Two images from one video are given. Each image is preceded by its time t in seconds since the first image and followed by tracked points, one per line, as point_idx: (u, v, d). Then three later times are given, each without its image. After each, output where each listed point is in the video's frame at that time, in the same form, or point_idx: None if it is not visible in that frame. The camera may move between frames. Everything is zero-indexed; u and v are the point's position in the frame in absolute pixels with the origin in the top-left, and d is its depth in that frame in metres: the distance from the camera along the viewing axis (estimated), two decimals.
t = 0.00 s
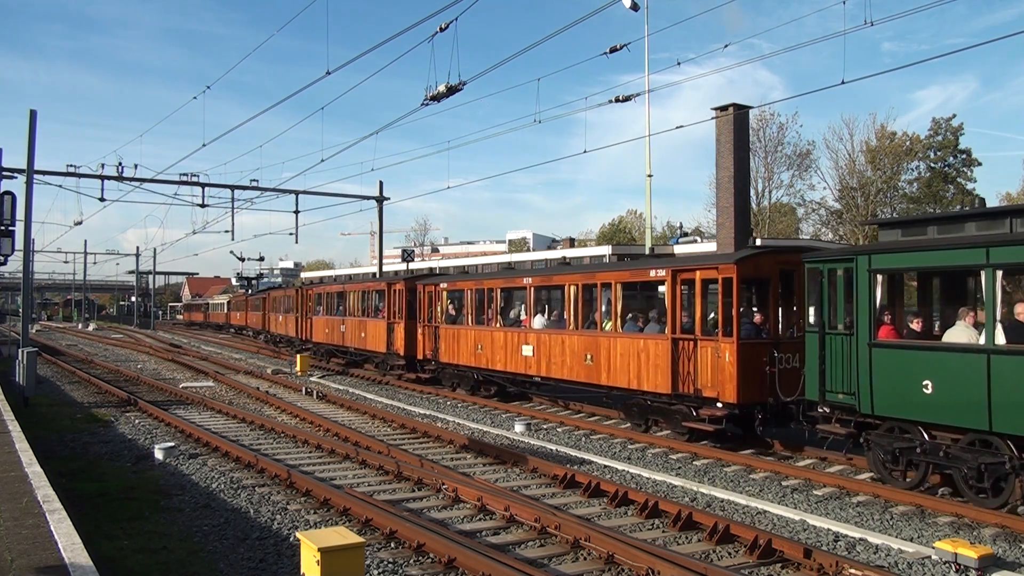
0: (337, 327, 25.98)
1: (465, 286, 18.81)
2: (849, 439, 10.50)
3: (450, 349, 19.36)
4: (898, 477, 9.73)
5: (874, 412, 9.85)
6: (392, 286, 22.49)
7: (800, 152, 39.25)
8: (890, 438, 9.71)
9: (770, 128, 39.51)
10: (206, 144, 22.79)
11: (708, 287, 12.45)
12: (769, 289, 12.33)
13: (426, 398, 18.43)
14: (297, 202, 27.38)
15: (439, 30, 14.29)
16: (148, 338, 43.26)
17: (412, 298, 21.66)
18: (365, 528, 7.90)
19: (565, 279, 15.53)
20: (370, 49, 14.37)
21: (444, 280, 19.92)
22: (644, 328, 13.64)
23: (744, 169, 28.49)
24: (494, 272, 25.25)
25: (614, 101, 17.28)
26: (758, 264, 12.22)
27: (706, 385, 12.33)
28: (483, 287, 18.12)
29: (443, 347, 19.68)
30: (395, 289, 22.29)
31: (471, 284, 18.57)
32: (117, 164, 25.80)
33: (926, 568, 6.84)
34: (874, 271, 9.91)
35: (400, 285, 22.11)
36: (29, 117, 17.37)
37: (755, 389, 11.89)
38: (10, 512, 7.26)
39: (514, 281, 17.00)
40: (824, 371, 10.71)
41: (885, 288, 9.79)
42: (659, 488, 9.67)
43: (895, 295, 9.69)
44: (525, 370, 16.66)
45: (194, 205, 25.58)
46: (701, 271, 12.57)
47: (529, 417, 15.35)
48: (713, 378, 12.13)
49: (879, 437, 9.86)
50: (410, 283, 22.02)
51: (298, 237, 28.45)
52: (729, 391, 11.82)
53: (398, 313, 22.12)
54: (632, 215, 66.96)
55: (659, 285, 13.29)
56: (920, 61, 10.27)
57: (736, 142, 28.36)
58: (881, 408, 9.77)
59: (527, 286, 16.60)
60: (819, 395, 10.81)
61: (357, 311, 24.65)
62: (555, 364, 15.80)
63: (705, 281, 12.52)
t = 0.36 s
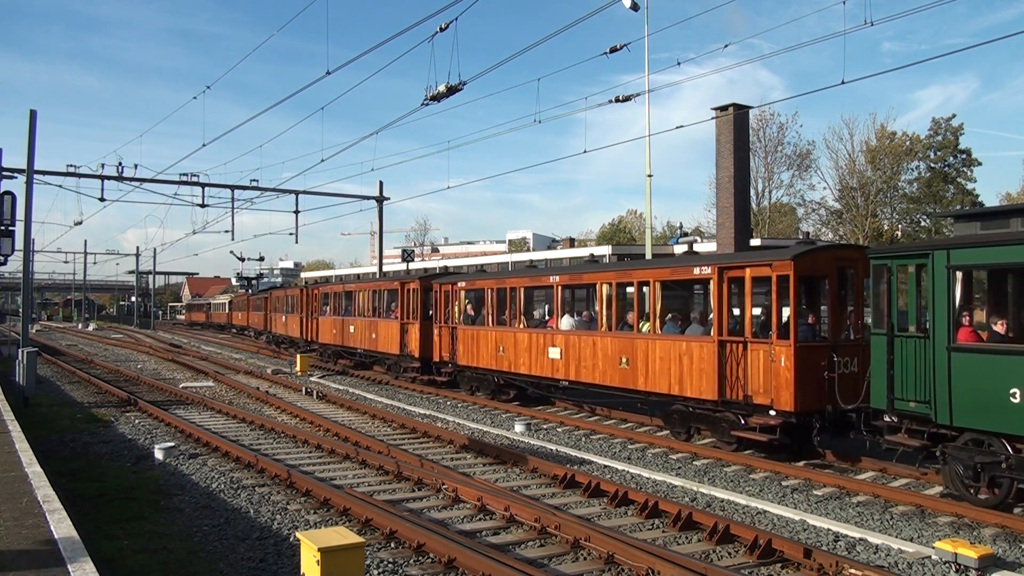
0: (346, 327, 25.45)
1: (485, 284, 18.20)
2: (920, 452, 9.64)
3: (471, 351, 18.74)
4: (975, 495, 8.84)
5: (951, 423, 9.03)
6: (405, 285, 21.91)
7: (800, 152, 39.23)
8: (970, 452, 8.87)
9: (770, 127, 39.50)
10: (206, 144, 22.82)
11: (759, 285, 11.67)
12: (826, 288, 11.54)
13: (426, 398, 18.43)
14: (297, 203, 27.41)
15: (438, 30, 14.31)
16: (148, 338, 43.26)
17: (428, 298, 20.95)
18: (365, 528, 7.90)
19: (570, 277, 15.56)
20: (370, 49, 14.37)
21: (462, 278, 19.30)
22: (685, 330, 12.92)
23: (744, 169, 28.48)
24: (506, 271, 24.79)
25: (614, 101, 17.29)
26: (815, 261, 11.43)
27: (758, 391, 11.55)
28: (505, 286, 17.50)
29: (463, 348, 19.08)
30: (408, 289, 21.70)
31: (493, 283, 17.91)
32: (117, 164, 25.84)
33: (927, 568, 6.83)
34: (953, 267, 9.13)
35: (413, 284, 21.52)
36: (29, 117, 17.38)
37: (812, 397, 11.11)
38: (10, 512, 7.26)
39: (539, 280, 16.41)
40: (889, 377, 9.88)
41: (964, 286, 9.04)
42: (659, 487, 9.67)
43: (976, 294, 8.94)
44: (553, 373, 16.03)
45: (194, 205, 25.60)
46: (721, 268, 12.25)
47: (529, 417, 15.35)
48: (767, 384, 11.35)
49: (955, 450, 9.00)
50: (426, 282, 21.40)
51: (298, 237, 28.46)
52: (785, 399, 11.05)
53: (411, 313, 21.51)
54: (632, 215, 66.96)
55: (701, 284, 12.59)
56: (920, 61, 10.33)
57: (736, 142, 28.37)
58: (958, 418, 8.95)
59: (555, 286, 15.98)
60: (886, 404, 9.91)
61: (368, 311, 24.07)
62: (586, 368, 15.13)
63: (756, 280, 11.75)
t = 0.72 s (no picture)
0: (355, 328, 24.70)
1: (507, 283, 17.32)
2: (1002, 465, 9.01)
3: (495, 354, 17.85)
4: None
5: None
6: (419, 284, 21.04)
7: (800, 152, 39.23)
8: None
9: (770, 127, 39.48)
10: (206, 144, 22.83)
11: (819, 284, 10.78)
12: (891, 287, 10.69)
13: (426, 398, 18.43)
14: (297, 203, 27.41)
15: (439, 30, 14.32)
16: (148, 338, 43.23)
17: (449, 297, 19.95)
18: (366, 528, 7.90)
19: (570, 278, 15.50)
20: (371, 49, 14.37)
21: (483, 276, 18.38)
22: (732, 331, 12.05)
23: (744, 169, 28.49)
24: (522, 269, 24.00)
25: (614, 101, 17.29)
26: (881, 257, 10.56)
27: (818, 398, 10.71)
28: (530, 285, 16.60)
29: (486, 351, 18.19)
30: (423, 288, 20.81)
31: (518, 282, 16.99)
32: (117, 164, 25.84)
33: (927, 568, 6.84)
34: None
35: (428, 283, 20.66)
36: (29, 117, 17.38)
37: (879, 405, 10.28)
38: (10, 512, 7.26)
39: (568, 277, 15.53)
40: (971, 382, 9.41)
41: None
42: (659, 487, 9.67)
43: None
44: (585, 377, 15.17)
45: (194, 205, 25.61)
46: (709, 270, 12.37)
47: (528, 417, 15.37)
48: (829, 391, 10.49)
49: None
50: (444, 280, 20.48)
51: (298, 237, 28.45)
52: (851, 407, 10.20)
53: (428, 314, 20.60)
54: (632, 215, 66.95)
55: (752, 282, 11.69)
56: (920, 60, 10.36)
57: (736, 142, 28.37)
58: None
59: (585, 284, 15.11)
60: (965, 413, 9.46)
61: (380, 311, 23.24)
62: (621, 372, 14.26)
63: (815, 278, 10.85)
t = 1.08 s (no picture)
0: (364, 329, 23.92)
1: (531, 282, 16.45)
2: None
3: (518, 357, 16.94)
4: None
5: None
6: (435, 284, 20.12)
7: (800, 152, 39.23)
8: None
9: (770, 127, 39.48)
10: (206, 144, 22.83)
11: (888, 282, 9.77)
12: (969, 286, 9.65)
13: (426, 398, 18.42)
14: (297, 203, 27.38)
15: (438, 30, 14.31)
16: (148, 338, 43.23)
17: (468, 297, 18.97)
18: (366, 528, 7.90)
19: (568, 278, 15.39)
20: (371, 48, 14.36)
21: (505, 275, 17.48)
22: (787, 333, 11.06)
23: (744, 169, 28.49)
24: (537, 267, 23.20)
25: (614, 101, 17.28)
26: (959, 252, 9.51)
27: (888, 407, 9.64)
28: (557, 284, 15.68)
29: (508, 354, 17.28)
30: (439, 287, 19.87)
31: (545, 280, 16.04)
32: (117, 164, 25.85)
33: (926, 568, 6.84)
34: None
35: (444, 283, 19.74)
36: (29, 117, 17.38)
37: (957, 416, 9.20)
38: (9, 512, 7.26)
39: (579, 276, 15.10)
40: None
41: None
42: (659, 487, 9.67)
43: None
44: (620, 382, 14.14)
45: (194, 205, 25.63)
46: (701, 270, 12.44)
47: (528, 417, 15.37)
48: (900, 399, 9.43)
49: None
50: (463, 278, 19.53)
51: (298, 237, 28.44)
52: (924, 418, 9.14)
53: (445, 314, 19.66)
54: (632, 215, 66.95)
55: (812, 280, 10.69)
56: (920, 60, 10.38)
57: (736, 142, 28.37)
58: None
59: (619, 283, 14.14)
60: None
61: (392, 311, 22.34)
62: (661, 377, 13.21)
63: (884, 275, 9.83)
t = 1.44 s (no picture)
0: (376, 330, 23.32)
1: (558, 280, 15.63)
2: None
3: (545, 360, 16.06)
4: None
5: None
6: (454, 283, 19.36)
7: (800, 152, 39.23)
8: None
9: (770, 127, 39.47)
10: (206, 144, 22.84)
11: (967, 279, 8.90)
12: None
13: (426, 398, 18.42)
14: (297, 203, 27.37)
15: (438, 30, 14.29)
16: (148, 338, 43.22)
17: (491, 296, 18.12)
18: (365, 528, 7.90)
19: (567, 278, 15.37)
20: (370, 48, 14.34)
21: (530, 273, 16.64)
22: (851, 336, 10.17)
23: (744, 170, 28.48)
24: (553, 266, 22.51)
25: (614, 101, 17.27)
26: None
27: (969, 418, 8.70)
28: (588, 282, 14.83)
29: (535, 356, 16.41)
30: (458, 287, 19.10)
31: (575, 278, 15.18)
32: (117, 164, 25.87)
33: (926, 568, 6.83)
34: None
35: (463, 281, 18.96)
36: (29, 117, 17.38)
37: None
38: (9, 512, 7.26)
39: (579, 277, 15.05)
40: None
41: None
42: (659, 488, 9.67)
43: None
44: (661, 388, 13.17)
45: (194, 205, 25.62)
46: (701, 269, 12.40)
47: (528, 416, 15.37)
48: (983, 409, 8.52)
49: None
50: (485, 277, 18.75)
51: (298, 237, 28.43)
52: (1013, 429, 8.22)
53: (464, 314, 18.87)
54: (632, 215, 66.97)
55: (858, 279, 10.09)
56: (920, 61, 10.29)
57: (736, 142, 28.36)
58: None
59: (658, 281, 13.25)
60: None
61: (407, 312, 21.57)
62: (707, 383, 12.26)
63: (963, 272, 8.95)
